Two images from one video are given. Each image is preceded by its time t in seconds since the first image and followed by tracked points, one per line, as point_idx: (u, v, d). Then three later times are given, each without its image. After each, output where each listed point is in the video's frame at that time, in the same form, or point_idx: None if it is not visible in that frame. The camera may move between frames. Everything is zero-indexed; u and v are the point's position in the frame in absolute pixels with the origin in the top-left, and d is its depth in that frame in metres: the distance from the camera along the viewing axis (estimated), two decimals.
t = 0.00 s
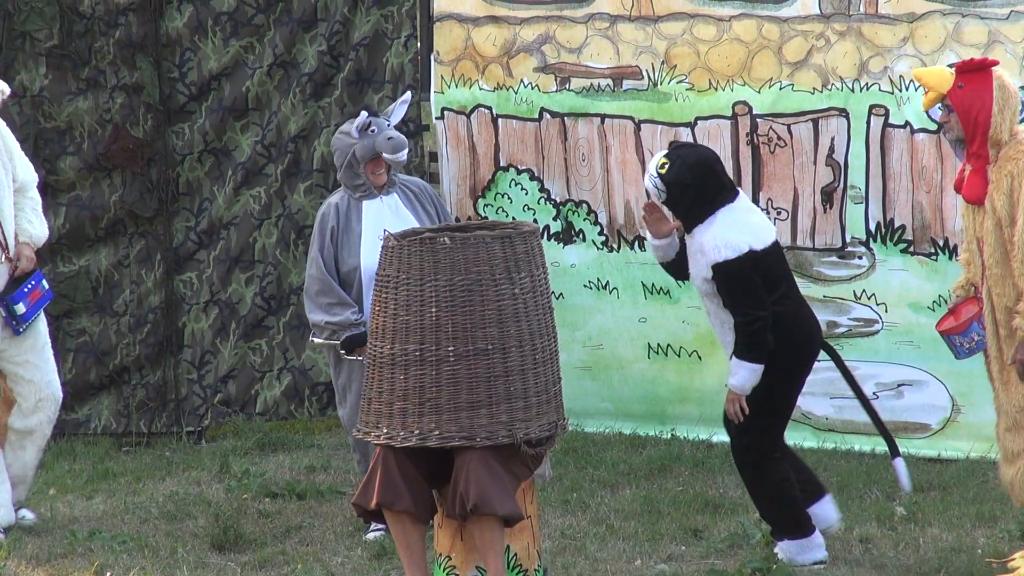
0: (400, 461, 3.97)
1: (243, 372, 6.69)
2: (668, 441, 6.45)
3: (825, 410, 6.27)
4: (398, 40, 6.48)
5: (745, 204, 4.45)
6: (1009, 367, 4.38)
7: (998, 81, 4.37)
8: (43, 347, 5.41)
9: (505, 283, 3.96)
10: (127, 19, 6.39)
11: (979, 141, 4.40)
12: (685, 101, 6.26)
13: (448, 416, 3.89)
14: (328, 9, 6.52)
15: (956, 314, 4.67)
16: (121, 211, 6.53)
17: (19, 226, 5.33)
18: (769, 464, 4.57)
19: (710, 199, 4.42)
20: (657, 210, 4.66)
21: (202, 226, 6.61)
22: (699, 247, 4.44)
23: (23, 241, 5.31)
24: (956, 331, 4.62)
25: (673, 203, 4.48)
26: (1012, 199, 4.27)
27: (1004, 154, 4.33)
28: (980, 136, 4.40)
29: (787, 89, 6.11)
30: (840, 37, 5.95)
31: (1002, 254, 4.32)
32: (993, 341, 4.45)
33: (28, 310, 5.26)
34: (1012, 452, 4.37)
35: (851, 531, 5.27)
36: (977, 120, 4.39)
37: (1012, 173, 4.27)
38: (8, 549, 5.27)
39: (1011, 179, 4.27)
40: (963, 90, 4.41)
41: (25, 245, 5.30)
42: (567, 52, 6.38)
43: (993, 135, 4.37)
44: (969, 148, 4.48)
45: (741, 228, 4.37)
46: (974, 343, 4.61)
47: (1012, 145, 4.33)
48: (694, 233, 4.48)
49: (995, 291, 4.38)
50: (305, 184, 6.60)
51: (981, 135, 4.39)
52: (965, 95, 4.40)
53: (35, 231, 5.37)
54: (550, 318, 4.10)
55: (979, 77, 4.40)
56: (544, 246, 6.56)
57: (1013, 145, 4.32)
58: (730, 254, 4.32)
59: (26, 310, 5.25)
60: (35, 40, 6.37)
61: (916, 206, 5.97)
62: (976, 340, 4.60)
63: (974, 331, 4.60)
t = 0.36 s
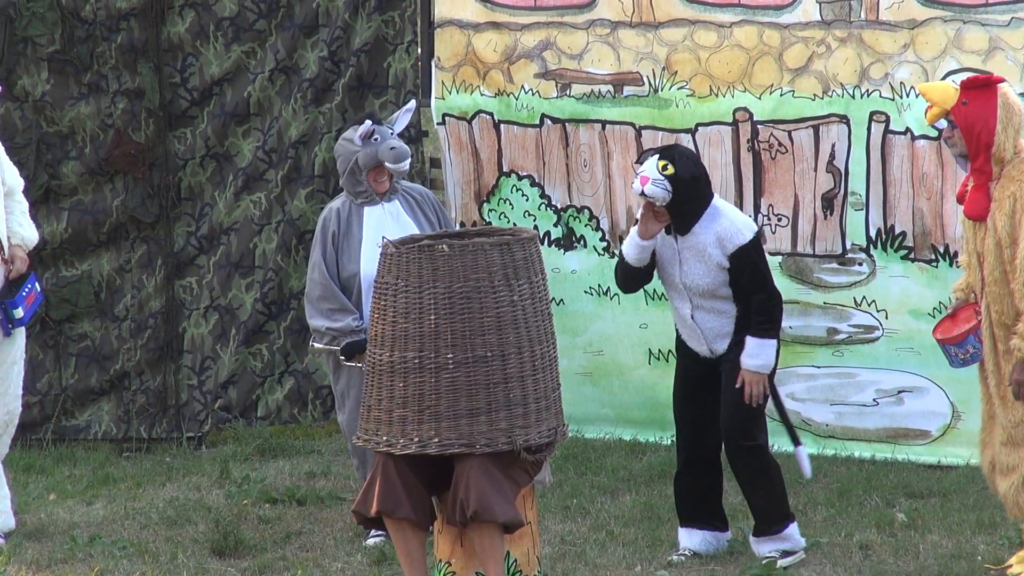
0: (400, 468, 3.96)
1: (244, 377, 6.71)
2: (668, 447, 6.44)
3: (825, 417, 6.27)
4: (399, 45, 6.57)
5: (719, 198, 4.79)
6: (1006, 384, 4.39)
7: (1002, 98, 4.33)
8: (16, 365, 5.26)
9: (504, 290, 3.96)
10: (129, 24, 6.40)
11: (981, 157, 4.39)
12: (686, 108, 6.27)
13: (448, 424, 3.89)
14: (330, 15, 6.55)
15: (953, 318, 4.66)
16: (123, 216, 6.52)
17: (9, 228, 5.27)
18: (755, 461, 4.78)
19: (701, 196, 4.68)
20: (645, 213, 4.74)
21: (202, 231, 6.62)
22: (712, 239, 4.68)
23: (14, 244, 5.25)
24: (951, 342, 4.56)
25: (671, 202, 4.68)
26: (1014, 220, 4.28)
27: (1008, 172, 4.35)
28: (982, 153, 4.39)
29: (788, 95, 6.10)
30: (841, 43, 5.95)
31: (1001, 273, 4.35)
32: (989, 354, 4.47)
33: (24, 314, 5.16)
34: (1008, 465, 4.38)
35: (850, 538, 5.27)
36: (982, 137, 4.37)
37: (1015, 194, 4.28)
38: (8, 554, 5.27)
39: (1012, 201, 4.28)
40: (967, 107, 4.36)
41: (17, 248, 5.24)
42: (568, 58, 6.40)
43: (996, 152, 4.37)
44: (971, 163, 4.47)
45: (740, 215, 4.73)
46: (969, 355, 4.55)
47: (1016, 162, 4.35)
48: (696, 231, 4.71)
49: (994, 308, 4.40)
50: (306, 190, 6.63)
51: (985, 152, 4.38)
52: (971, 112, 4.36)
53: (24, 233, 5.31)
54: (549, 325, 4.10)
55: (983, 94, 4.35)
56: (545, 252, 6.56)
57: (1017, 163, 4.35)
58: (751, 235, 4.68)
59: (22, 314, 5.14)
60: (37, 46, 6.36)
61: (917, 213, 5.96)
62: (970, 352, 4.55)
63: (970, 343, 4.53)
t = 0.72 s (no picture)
0: (401, 472, 3.96)
1: (246, 380, 6.71)
2: (671, 451, 6.45)
3: (827, 421, 6.27)
4: (401, 48, 6.61)
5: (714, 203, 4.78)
6: (1006, 392, 4.37)
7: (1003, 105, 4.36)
8: None
9: (505, 293, 3.96)
10: (132, 27, 6.41)
11: (981, 165, 4.40)
12: (688, 112, 6.27)
13: (449, 428, 3.89)
14: (332, 19, 6.57)
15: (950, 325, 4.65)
16: (126, 219, 6.52)
17: None
18: (764, 455, 4.88)
19: (699, 206, 4.65)
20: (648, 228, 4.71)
21: (205, 235, 6.63)
22: (717, 247, 4.68)
23: None
24: (949, 348, 4.54)
25: (672, 217, 4.65)
26: (1014, 226, 4.28)
27: (1007, 179, 4.35)
28: (982, 161, 4.40)
29: (790, 100, 6.11)
30: (843, 49, 5.96)
31: (1002, 280, 4.34)
32: (988, 362, 4.46)
33: None
34: (1005, 473, 4.36)
35: (852, 543, 5.28)
36: (984, 144, 4.39)
37: (1015, 202, 4.28)
38: (11, 558, 5.27)
39: (1012, 207, 4.28)
40: (971, 113, 4.38)
41: None
42: (570, 63, 6.40)
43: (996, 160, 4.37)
44: (971, 170, 4.48)
45: (738, 220, 4.73)
46: (966, 362, 4.52)
47: (1015, 169, 4.35)
48: (698, 240, 4.70)
49: (994, 316, 4.39)
50: (309, 194, 6.64)
51: (984, 160, 4.39)
52: (974, 118, 4.38)
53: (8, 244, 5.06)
54: (551, 329, 4.10)
55: (985, 100, 4.38)
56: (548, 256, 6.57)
57: (1015, 170, 4.34)
58: (755, 238, 4.70)
59: None
60: (40, 49, 6.35)
61: (920, 219, 5.96)
62: (967, 360, 4.52)
63: (967, 350, 4.51)
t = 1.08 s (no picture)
0: (405, 475, 3.95)
1: (248, 383, 6.70)
2: (673, 455, 6.45)
3: (830, 426, 6.26)
4: (404, 50, 6.65)
5: (712, 229, 4.72)
6: (1004, 389, 4.35)
7: (989, 102, 4.40)
8: None
9: (510, 297, 3.96)
10: (134, 30, 6.41)
11: (968, 163, 4.42)
12: (691, 116, 6.27)
13: (453, 431, 3.88)
14: (335, 22, 6.58)
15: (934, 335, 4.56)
16: (129, 222, 6.52)
17: None
18: (773, 457, 4.87)
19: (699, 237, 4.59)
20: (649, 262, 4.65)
21: (208, 238, 6.63)
22: (722, 273, 4.65)
23: None
24: (941, 349, 4.47)
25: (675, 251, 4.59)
26: (1009, 222, 4.30)
27: (996, 176, 4.38)
28: (969, 159, 4.41)
29: (793, 104, 6.11)
30: (846, 52, 5.96)
31: (997, 277, 4.35)
32: (982, 363, 4.41)
33: None
34: (1005, 472, 4.33)
35: (855, 547, 5.27)
36: (970, 142, 4.41)
37: (1008, 196, 4.30)
38: (12, 561, 5.27)
39: (1006, 203, 4.30)
40: (957, 112, 4.41)
41: None
42: (573, 66, 6.41)
43: (984, 158, 4.39)
44: (957, 170, 4.49)
45: (739, 246, 4.69)
46: (959, 364, 4.45)
47: (1003, 166, 4.39)
48: (703, 269, 4.65)
49: (989, 315, 4.38)
50: (311, 198, 6.63)
51: (972, 158, 4.40)
52: (961, 117, 4.40)
53: None
54: (555, 333, 4.10)
55: (970, 99, 4.41)
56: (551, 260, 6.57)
57: (1004, 167, 4.38)
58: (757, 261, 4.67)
59: None
60: (42, 52, 6.35)
61: (922, 223, 5.95)
62: (960, 360, 4.44)
63: (961, 352, 4.45)
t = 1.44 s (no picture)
0: (410, 478, 3.95)
1: (251, 386, 6.69)
2: (676, 458, 6.45)
3: (833, 429, 6.27)
4: (406, 53, 6.64)
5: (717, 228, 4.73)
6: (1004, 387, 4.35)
7: (965, 105, 4.41)
8: None
9: (514, 300, 3.96)
10: (138, 33, 6.42)
11: (949, 166, 4.42)
12: (694, 119, 6.27)
13: (458, 434, 3.88)
14: (339, 26, 6.59)
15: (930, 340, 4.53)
16: (132, 225, 6.52)
17: None
18: (774, 461, 4.86)
19: (700, 235, 4.61)
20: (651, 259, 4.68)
21: (212, 242, 6.63)
22: (723, 272, 4.66)
23: None
24: (934, 352, 4.46)
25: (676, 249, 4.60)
26: (990, 221, 4.31)
27: (978, 177, 4.39)
28: (949, 162, 4.42)
29: (796, 107, 6.12)
30: (849, 56, 5.96)
31: (984, 277, 4.35)
32: (980, 364, 4.40)
33: None
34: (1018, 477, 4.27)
35: (858, 550, 5.27)
36: (948, 145, 4.42)
37: (988, 195, 4.31)
38: (15, 564, 5.26)
39: (987, 201, 4.31)
40: (934, 116, 4.42)
41: None
42: (576, 69, 6.43)
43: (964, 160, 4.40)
44: (938, 173, 4.49)
45: (742, 244, 4.69)
46: (953, 366, 4.44)
47: (984, 167, 4.40)
48: (704, 267, 4.66)
49: (979, 315, 4.39)
50: (314, 201, 6.63)
51: (953, 161, 4.41)
52: (937, 121, 4.41)
53: None
54: (559, 336, 4.11)
55: (948, 103, 4.41)
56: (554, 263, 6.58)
57: (985, 167, 4.40)
58: (759, 261, 4.67)
59: None
60: (46, 55, 6.36)
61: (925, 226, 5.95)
62: (954, 363, 4.43)
63: (954, 354, 4.44)
